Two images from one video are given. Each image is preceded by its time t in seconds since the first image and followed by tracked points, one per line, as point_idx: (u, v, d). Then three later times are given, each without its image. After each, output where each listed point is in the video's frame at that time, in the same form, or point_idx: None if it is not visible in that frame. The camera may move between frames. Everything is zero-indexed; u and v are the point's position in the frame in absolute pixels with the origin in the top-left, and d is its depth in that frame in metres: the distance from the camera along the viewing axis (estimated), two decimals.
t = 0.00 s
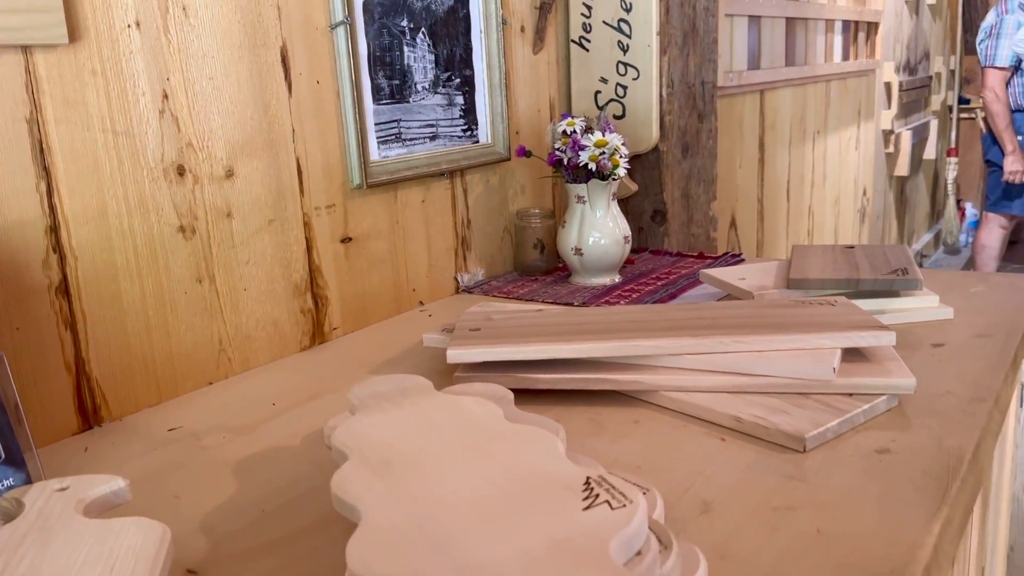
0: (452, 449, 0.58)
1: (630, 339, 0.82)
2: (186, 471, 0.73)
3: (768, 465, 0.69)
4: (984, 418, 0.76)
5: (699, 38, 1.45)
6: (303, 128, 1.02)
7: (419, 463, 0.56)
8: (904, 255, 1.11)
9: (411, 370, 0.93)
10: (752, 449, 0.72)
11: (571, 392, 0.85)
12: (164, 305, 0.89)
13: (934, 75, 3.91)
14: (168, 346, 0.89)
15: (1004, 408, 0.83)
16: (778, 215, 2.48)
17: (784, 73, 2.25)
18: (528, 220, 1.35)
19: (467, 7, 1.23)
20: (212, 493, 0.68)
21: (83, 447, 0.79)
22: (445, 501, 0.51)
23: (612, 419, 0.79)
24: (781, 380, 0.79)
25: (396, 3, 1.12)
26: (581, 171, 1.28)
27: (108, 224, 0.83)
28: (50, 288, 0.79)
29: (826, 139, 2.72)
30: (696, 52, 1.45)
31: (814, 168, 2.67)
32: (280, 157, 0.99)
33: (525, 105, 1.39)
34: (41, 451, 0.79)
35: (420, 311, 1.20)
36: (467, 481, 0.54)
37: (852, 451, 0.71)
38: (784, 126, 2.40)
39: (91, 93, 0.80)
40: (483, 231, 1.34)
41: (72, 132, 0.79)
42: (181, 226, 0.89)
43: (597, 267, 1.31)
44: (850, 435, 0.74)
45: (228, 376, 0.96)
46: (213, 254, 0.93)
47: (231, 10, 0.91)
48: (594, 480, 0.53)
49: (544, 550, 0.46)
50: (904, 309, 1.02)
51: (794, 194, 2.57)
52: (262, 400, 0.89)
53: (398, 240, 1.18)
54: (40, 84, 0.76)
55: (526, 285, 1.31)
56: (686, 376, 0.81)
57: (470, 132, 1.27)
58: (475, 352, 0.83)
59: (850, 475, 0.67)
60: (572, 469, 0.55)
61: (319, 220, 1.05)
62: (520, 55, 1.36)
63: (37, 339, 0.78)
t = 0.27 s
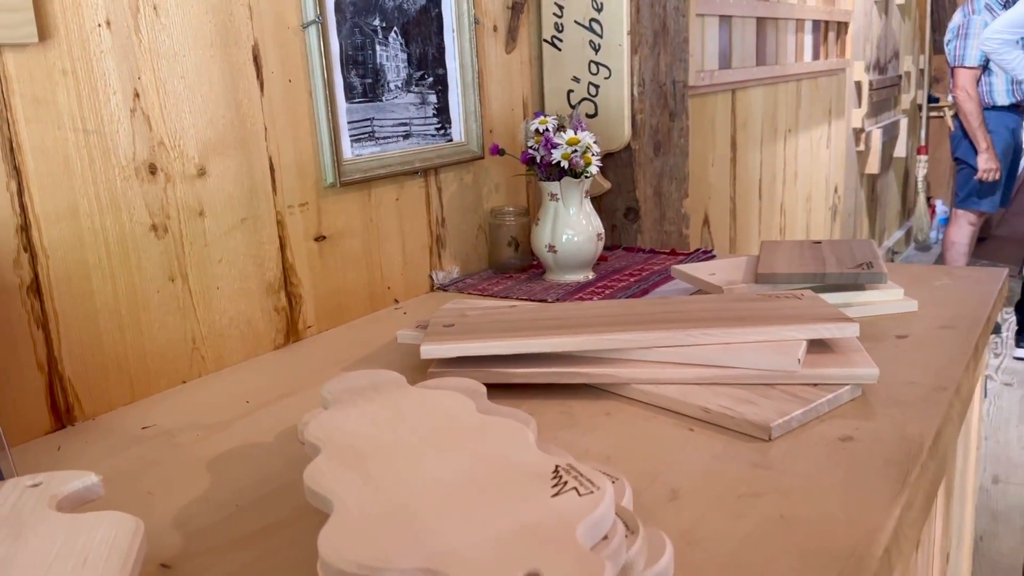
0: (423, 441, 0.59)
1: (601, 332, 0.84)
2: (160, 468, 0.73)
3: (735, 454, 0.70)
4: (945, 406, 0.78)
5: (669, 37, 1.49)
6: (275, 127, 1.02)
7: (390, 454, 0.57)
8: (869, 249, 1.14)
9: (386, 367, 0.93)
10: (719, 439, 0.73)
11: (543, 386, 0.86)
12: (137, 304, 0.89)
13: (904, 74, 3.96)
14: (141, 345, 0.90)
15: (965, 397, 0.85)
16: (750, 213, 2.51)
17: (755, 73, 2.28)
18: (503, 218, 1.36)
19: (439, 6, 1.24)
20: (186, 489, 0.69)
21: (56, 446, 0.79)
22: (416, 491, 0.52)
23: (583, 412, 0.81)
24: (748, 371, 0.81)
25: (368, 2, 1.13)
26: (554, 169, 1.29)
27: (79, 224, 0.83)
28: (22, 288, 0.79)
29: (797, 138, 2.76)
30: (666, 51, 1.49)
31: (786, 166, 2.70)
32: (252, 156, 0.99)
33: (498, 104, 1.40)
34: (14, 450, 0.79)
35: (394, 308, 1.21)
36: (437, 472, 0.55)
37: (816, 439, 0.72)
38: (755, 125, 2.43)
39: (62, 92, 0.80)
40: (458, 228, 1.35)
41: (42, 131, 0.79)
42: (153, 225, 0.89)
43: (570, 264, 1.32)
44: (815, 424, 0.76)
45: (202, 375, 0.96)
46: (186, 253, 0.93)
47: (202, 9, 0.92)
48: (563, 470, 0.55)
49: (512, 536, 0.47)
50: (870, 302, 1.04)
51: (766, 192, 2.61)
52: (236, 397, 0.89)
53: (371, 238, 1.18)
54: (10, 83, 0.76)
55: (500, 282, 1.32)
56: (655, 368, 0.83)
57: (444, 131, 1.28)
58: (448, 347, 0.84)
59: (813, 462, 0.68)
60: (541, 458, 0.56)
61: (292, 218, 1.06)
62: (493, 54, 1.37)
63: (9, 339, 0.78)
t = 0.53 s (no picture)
0: (393, 443, 0.60)
1: (572, 334, 0.84)
2: (130, 474, 0.73)
3: (702, 453, 0.71)
4: (907, 404, 0.80)
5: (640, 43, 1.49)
6: (245, 132, 1.02)
7: (359, 458, 0.58)
8: (835, 250, 1.16)
9: (358, 371, 0.94)
10: (687, 439, 0.74)
11: (515, 388, 0.87)
12: (106, 310, 0.88)
13: (874, 77, 4.02)
14: (110, 351, 0.89)
15: (927, 395, 0.87)
16: (723, 215, 2.54)
17: (726, 77, 2.31)
18: (476, 222, 1.36)
19: (410, 11, 1.25)
20: (156, 495, 0.69)
21: (24, 453, 0.79)
22: (384, 493, 0.53)
23: (553, 413, 0.81)
24: (716, 371, 0.82)
25: (338, 7, 1.13)
26: (526, 173, 1.30)
27: (46, 230, 0.82)
28: None
29: (769, 141, 2.79)
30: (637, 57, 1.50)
31: (758, 169, 2.74)
32: (222, 161, 0.99)
33: (470, 108, 1.40)
34: None
35: (368, 313, 1.21)
36: (406, 474, 0.55)
37: (782, 437, 0.74)
38: (727, 129, 2.46)
39: (28, 98, 0.80)
40: (431, 233, 1.35)
41: (8, 137, 0.79)
42: (122, 231, 0.89)
43: (544, 267, 1.32)
44: (781, 423, 0.77)
45: (172, 381, 0.96)
46: (155, 259, 0.93)
47: (170, 15, 0.92)
48: (530, 470, 0.55)
49: (478, 536, 0.48)
50: (835, 303, 1.06)
51: (739, 194, 2.63)
52: (207, 403, 0.89)
53: (344, 243, 1.18)
54: None
55: (474, 286, 1.33)
56: (625, 369, 0.84)
57: (416, 135, 1.28)
58: (419, 350, 0.84)
59: (778, 460, 0.69)
60: (509, 459, 0.57)
61: (263, 223, 1.06)
62: (464, 59, 1.38)
63: None
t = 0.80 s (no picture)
0: (354, 457, 0.59)
1: (536, 344, 0.85)
2: (89, 491, 0.72)
3: (664, 461, 0.72)
4: (866, 409, 0.81)
5: (604, 52, 1.54)
6: (208, 144, 1.02)
7: (320, 473, 0.58)
8: (798, 259, 1.18)
9: (323, 383, 0.93)
10: (650, 447, 0.75)
11: (480, 399, 0.87)
12: (66, 325, 0.87)
13: (839, 85, 4.08)
14: (70, 366, 0.88)
15: (886, 400, 0.88)
16: (691, 223, 2.56)
17: (692, 86, 2.34)
18: (444, 231, 1.36)
19: (375, 22, 1.25)
20: (115, 513, 0.68)
21: None
22: (344, 508, 0.53)
23: (518, 423, 0.82)
24: (679, 379, 0.83)
25: (302, 18, 1.13)
26: (493, 183, 1.29)
27: (4, 245, 0.82)
28: None
29: (736, 149, 2.82)
30: (602, 66, 1.53)
31: (725, 176, 2.76)
32: (185, 173, 0.99)
33: (437, 118, 1.41)
34: None
35: (334, 324, 1.21)
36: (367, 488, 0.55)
37: (743, 444, 0.75)
38: (694, 137, 2.49)
39: None
40: (398, 243, 1.35)
41: None
42: (82, 245, 0.88)
43: (512, 276, 1.32)
44: (742, 430, 0.78)
45: (134, 396, 0.95)
46: (116, 272, 0.92)
47: (131, 26, 0.91)
48: (491, 482, 0.56)
49: (438, 549, 0.48)
50: (798, 310, 1.08)
51: (707, 202, 2.66)
52: (170, 418, 0.88)
53: (309, 254, 1.18)
54: None
55: (442, 296, 1.33)
56: (589, 379, 0.84)
57: (382, 145, 1.28)
58: (384, 362, 0.84)
59: (738, 467, 0.70)
60: (470, 471, 0.57)
61: (227, 234, 1.05)
62: (430, 70, 1.38)
63: None
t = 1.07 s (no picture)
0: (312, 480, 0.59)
1: (500, 360, 0.85)
2: (43, 515, 0.71)
3: (627, 477, 0.72)
4: (826, 421, 0.82)
5: (570, 66, 1.55)
6: (168, 160, 1.01)
7: (278, 496, 0.57)
8: (761, 272, 1.19)
9: (286, 402, 0.92)
10: (613, 462, 0.75)
11: (445, 416, 0.87)
12: (22, 345, 0.86)
13: (805, 95, 4.14)
14: (27, 387, 0.87)
15: (847, 412, 0.89)
16: (660, 233, 2.58)
17: (659, 98, 2.36)
18: (411, 245, 1.36)
19: (339, 36, 1.25)
20: (70, 538, 0.67)
21: None
22: (301, 533, 0.52)
23: (482, 440, 0.82)
24: (642, 394, 0.83)
25: (265, 33, 1.12)
26: (460, 197, 1.28)
27: None
28: None
29: (703, 160, 2.85)
30: (568, 80, 1.54)
31: (693, 187, 2.79)
32: (145, 190, 0.98)
33: (403, 132, 1.40)
34: None
35: (299, 340, 1.20)
36: (324, 512, 0.55)
37: (705, 459, 0.75)
38: (661, 149, 2.51)
39: None
40: (365, 257, 1.34)
41: None
42: (38, 264, 0.87)
43: (479, 290, 1.31)
44: (704, 444, 0.78)
45: (93, 416, 0.94)
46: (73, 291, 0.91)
47: (88, 43, 0.90)
48: (450, 503, 0.55)
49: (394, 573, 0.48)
50: (762, 321, 1.09)
51: (675, 213, 2.68)
52: (129, 438, 0.87)
53: (273, 269, 1.17)
54: None
55: (409, 310, 1.32)
56: (553, 394, 0.84)
57: (347, 159, 1.27)
58: (347, 380, 0.84)
59: (700, 482, 0.71)
60: (429, 492, 0.57)
61: (188, 251, 1.04)
62: (396, 83, 1.38)
63: None
